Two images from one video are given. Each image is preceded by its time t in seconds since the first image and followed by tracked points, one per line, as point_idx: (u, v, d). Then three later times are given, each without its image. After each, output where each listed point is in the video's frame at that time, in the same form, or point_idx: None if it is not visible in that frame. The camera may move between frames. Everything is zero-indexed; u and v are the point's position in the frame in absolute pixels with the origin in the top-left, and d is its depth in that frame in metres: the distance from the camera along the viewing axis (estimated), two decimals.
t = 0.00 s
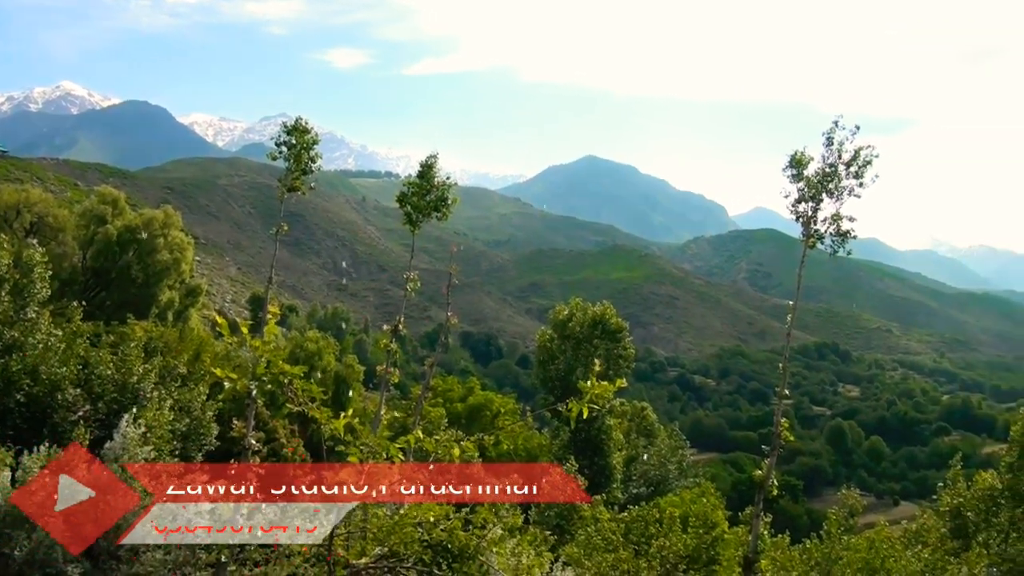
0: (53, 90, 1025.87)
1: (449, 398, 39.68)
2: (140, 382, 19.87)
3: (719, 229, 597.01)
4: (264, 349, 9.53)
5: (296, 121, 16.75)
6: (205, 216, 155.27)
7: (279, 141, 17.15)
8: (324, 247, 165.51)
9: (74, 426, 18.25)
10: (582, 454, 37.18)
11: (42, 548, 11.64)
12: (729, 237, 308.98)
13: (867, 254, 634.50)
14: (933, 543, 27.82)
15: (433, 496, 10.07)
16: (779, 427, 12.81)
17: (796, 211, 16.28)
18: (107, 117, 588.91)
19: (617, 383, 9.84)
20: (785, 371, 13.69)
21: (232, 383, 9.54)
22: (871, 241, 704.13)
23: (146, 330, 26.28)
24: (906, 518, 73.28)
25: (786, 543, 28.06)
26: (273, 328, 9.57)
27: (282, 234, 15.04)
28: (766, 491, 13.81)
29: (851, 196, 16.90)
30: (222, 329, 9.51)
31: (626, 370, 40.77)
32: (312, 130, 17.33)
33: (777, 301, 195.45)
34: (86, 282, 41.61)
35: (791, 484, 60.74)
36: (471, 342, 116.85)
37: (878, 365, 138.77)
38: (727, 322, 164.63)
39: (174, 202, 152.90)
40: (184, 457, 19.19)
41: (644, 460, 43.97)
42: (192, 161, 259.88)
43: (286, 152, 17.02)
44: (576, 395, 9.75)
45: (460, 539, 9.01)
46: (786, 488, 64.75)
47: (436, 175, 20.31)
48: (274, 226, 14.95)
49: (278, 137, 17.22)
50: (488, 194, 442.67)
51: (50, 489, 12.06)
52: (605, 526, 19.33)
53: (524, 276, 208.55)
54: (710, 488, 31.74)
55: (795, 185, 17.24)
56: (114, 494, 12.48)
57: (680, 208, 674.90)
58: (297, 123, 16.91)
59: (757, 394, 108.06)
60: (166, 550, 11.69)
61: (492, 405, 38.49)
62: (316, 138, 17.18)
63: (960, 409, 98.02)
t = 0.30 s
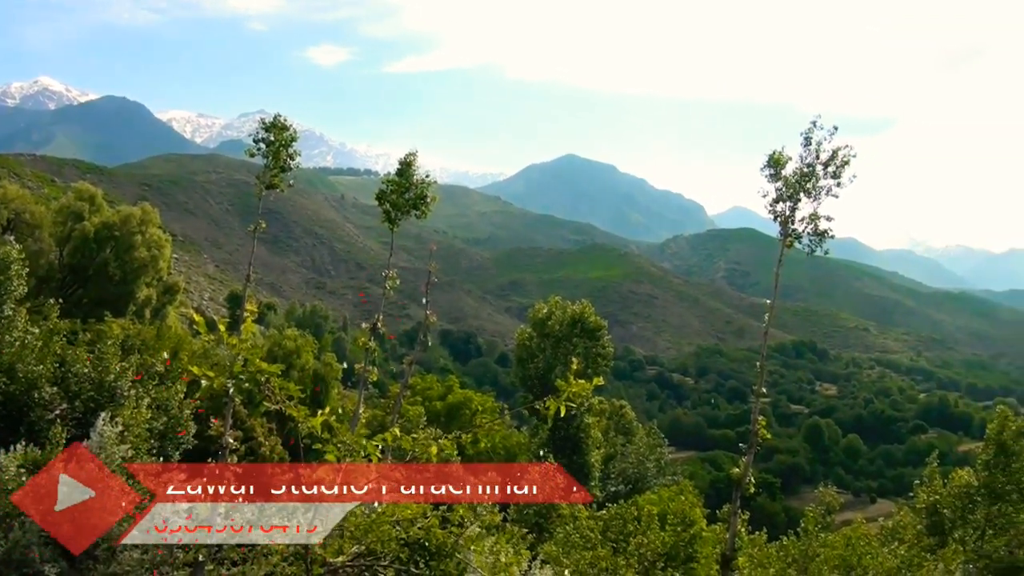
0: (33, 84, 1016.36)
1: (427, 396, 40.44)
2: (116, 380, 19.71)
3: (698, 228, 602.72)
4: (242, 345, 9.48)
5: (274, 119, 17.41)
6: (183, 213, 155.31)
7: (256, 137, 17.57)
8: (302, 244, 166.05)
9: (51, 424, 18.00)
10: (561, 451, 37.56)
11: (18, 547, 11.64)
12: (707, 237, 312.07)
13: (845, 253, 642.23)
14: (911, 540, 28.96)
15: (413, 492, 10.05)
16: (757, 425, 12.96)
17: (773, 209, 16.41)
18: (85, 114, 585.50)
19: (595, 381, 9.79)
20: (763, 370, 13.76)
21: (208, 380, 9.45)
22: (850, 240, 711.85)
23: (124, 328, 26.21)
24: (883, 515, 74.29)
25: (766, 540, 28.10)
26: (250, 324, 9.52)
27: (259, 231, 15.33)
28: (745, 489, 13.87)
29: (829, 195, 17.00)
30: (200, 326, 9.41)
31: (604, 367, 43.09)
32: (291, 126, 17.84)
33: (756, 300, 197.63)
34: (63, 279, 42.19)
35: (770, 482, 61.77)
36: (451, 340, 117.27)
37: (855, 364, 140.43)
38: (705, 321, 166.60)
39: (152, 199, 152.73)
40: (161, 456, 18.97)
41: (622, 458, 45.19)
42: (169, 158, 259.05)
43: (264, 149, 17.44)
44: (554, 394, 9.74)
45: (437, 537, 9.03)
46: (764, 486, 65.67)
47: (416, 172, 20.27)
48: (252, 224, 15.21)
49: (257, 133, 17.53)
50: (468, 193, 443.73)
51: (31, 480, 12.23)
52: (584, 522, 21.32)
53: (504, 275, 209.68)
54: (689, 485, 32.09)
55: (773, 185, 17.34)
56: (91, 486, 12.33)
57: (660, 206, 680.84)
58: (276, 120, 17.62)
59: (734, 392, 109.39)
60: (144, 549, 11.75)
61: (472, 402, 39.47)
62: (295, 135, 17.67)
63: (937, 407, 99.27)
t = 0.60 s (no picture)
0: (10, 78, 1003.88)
1: (405, 396, 42.06)
2: (91, 378, 19.66)
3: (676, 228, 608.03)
4: (216, 343, 9.42)
5: (251, 116, 17.61)
6: (159, 211, 154.67)
7: (232, 134, 17.78)
8: (279, 242, 165.63)
9: (25, 423, 17.69)
10: (537, 449, 38.54)
11: None
12: (685, 237, 313.49)
13: (820, 253, 649.66)
14: (885, 538, 29.73)
15: (390, 492, 9.96)
16: (732, 424, 13.08)
17: (750, 211, 16.50)
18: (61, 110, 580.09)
19: (571, 380, 9.76)
20: (739, 370, 13.93)
21: (184, 379, 9.44)
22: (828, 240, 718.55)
23: (99, 327, 26.02)
24: (858, 514, 75.17)
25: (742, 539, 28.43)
26: (226, 323, 9.47)
27: (236, 228, 15.41)
28: (721, 487, 14.00)
29: (806, 196, 17.07)
30: (177, 324, 9.34)
31: (581, 366, 43.50)
32: (269, 123, 18.08)
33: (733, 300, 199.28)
34: (39, 276, 42.12)
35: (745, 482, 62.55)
36: (428, 338, 117.39)
37: (832, 363, 141.82)
38: (682, 320, 167.92)
39: (128, 197, 151.95)
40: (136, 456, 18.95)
41: (600, 457, 45.63)
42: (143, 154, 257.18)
43: (239, 146, 17.68)
44: (530, 392, 9.74)
45: (414, 535, 8.87)
46: (741, 485, 66.30)
47: (393, 170, 20.22)
48: (228, 222, 15.32)
49: (233, 129, 17.66)
50: (447, 192, 444.69)
51: (30, 480, 12.17)
52: (561, 520, 21.57)
53: (481, 274, 210.30)
54: (664, 484, 32.42)
55: (750, 186, 17.40)
56: (85, 483, 12.11)
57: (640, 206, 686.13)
58: (253, 115, 17.80)
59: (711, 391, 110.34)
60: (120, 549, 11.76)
61: (448, 400, 40.40)
62: (272, 133, 17.95)
63: (913, 406, 100.25)
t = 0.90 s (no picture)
0: None
1: (385, 394, 42.42)
2: (69, 377, 19.51)
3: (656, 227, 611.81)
4: (194, 342, 9.33)
5: (229, 113, 17.57)
6: (138, 209, 153.59)
7: (211, 130, 17.76)
8: (258, 241, 164.98)
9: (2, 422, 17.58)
10: (518, 448, 38.84)
11: None
12: (665, 236, 315.05)
13: (799, 253, 655.14)
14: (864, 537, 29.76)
15: (370, 491, 9.89)
16: (711, 422, 13.19)
17: (728, 210, 16.61)
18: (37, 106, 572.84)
19: (549, 380, 9.71)
20: (718, 367, 14.01)
21: (161, 377, 9.31)
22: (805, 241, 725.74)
23: (77, 326, 25.81)
24: (836, 511, 75.89)
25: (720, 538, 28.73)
26: (203, 322, 9.38)
27: (215, 226, 15.29)
28: (699, 485, 14.09)
29: (784, 195, 17.18)
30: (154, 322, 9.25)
31: (561, 365, 43.79)
32: (247, 120, 18.02)
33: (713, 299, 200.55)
34: (16, 273, 41.95)
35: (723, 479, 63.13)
36: (407, 337, 117.38)
37: (810, 361, 143.08)
38: (663, 319, 168.85)
39: (106, 194, 150.77)
40: (114, 454, 18.61)
41: (579, 456, 46.33)
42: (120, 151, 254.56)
43: (218, 143, 17.65)
44: (508, 391, 9.67)
45: (390, 534, 8.90)
46: (720, 483, 66.86)
47: (372, 168, 20.17)
48: (207, 219, 15.19)
49: (211, 127, 17.66)
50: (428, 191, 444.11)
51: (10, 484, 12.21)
52: (539, 518, 21.56)
53: (462, 273, 210.60)
54: (644, 482, 32.57)
55: (729, 184, 17.49)
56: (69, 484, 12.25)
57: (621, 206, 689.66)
58: (231, 112, 17.83)
59: (690, 389, 111.15)
60: (97, 549, 11.69)
61: (428, 400, 40.79)
62: (251, 130, 17.91)
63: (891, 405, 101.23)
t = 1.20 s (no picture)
0: None
1: (365, 392, 42.41)
2: (47, 375, 19.36)
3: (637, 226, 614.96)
4: (172, 340, 9.26)
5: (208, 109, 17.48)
6: (117, 205, 152.29)
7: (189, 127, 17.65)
8: (238, 238, 164.20)
9: None
10: (499, 446, 38.97)
11: None
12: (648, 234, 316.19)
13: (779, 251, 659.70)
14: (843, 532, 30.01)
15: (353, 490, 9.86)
16: (691, 420, 13.24)
17: (709, 208, 16.66)
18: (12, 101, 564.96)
19: (529, 377, 9.67)
20: (698, 365, 14.09)
21: (139, 376, 9.23)
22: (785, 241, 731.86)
23: (55, 324, 25.59)
24: (815, 508, 76.39)
25: (701, 536, 28.90)
26: (182, 319, 9.30)
27: (195, 223, 15.20)
28: (679, 482, 14.16)
29: (763, 194, 17.28)
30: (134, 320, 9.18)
31: (542, 363, 43.97)
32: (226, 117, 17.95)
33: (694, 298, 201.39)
34: None
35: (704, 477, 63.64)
36: (388, 335, 117.15)
37: (790, 359, 143.98)
38: (643, 317, 169.58)
39: (85, 190, 149.37)
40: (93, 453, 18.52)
41: (560, 453, 46.75)
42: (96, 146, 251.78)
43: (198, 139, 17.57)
44: (488, 389, 9.62)
45: (370, 533, 8.87)
46: (700, 481, 67.39)
47: (352, 165, 20.12)
48: (187, 216, 15.09)
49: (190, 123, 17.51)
50: (408, 188, 443.32)
51: None
52: (519, 516, 21.53)
53: (444, 270, 210.51)
54: (625, 479, 32.69)
55: (707, 184, 17.57)
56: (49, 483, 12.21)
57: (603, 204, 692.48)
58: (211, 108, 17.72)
59: (671, 387, 111.80)
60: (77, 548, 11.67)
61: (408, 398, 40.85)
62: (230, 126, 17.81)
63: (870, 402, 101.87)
